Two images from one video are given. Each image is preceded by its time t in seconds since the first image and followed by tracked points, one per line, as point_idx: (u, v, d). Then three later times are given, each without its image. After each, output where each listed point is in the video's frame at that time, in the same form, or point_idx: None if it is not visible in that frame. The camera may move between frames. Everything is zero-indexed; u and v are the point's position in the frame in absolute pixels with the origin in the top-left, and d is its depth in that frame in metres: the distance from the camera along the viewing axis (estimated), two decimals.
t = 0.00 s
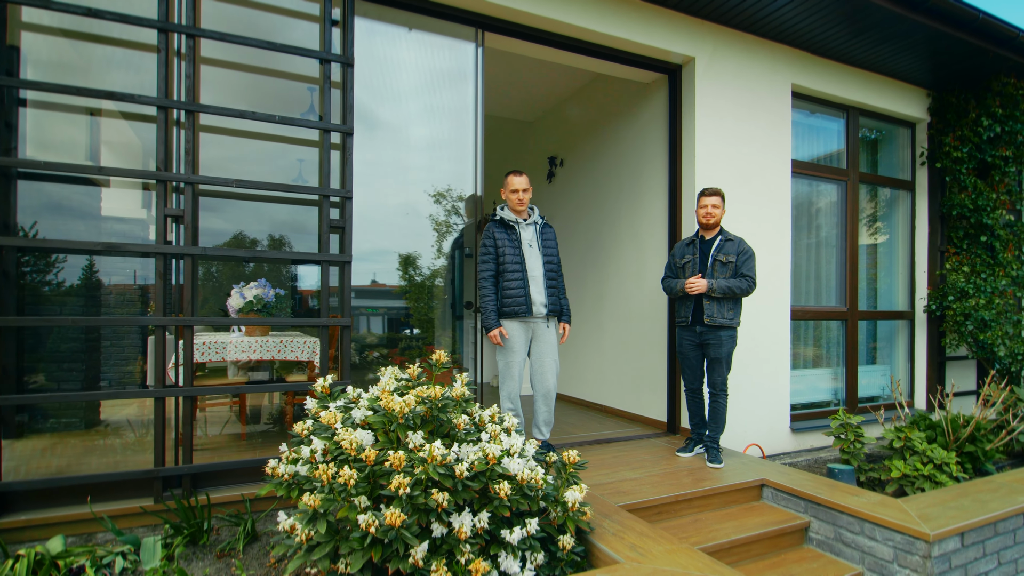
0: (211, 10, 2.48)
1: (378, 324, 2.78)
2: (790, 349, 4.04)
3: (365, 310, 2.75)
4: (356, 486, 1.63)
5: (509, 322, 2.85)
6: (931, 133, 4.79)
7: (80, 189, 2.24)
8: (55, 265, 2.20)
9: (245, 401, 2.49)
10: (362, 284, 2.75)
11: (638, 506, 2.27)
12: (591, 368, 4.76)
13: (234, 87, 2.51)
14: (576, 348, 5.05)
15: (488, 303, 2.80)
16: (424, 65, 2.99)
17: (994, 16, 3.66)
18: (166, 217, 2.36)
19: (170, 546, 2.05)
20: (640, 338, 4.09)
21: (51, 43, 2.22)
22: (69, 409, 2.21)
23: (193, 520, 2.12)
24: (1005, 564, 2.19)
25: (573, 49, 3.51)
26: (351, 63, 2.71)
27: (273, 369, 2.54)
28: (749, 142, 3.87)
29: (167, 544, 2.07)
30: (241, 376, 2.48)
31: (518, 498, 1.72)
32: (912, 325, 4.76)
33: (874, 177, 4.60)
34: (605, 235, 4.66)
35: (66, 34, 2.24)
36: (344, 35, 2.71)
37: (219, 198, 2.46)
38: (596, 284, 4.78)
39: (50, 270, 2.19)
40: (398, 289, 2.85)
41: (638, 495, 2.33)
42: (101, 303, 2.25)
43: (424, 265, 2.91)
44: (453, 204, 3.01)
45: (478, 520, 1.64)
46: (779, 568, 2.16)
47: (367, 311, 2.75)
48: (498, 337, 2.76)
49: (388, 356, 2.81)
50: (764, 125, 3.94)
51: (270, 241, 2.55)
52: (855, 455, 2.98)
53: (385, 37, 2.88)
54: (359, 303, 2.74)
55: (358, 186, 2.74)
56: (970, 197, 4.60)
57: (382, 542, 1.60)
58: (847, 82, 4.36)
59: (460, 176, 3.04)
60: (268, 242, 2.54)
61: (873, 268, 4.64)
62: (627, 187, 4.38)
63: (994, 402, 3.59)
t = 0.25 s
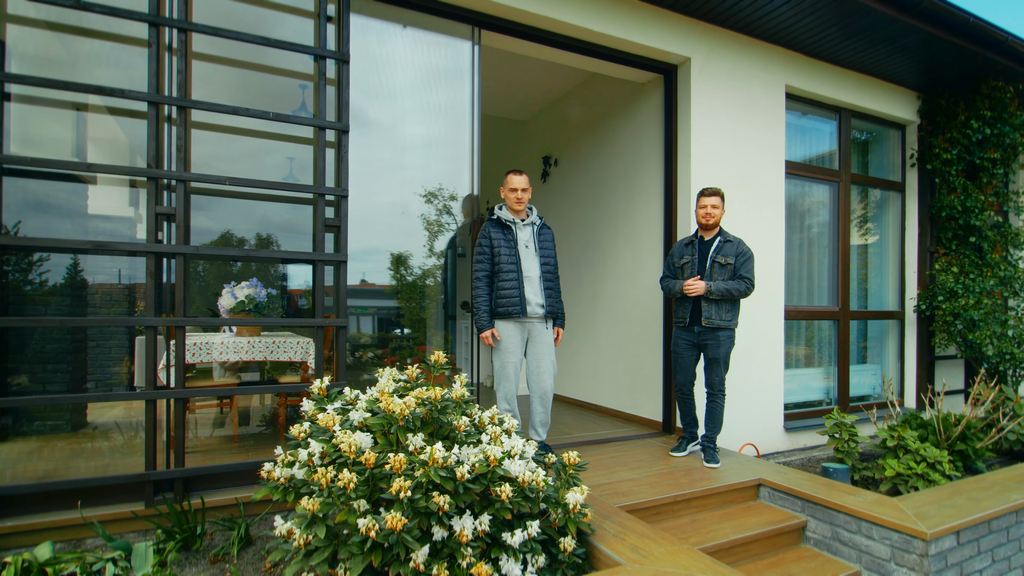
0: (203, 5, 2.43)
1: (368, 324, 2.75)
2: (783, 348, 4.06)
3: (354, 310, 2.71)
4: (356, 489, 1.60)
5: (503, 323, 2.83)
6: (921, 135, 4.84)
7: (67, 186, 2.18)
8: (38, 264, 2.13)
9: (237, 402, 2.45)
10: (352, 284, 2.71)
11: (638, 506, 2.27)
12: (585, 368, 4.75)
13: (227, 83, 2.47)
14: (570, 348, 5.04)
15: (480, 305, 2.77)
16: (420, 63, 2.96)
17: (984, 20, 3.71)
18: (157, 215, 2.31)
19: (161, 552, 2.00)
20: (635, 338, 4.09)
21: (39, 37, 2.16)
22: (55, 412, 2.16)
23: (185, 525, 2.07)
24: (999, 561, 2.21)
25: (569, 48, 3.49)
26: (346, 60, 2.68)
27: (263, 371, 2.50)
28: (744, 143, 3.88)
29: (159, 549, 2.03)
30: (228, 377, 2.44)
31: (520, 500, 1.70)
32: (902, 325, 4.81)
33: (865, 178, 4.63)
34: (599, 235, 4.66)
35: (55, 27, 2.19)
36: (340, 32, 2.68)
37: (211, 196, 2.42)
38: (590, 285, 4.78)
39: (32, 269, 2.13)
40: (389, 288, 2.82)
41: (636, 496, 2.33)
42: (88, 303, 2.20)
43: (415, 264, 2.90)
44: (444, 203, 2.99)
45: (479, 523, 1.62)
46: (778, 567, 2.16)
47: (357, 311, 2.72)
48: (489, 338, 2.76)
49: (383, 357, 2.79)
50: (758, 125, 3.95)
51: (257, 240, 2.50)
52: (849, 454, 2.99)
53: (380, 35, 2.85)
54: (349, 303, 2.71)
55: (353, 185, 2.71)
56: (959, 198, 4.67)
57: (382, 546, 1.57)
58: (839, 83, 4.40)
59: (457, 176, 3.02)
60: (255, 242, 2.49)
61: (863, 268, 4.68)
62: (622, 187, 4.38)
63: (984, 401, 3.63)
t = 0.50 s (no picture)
0: None
1: (354, 323, 2.68)
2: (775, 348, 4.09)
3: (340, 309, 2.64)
4: (357, 493, 1.58)
5: (498, 323, 2.80)
6: (908, 138, 4.91)
7: (53, 182, 2.13)
8: (16, 262, 2.07)
9: (229, 403, 2.39)
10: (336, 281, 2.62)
11: (636, 507, 2.27)
12: (579, 368, 4.76)
13: (220, 79, 2.42)
14: (563, 348, 5.04)
15: (478, 305, 2.75)
16: (416, 61, 2.93)
17: (971, 25, 3.77)
18: (149, 214, 2.26)
19: (154, 557, 1.96)
20: (629, 338, 4.10)
21: (26, 29, 2.11)
22: (38, 414, 2.09)
23: (178, 529, 2.03)
24: (990, 558, 2.24)
25: (565, 47, 3.49)
26: (343, 57, 2.64)
27: (251, 372, 2.45)
28: (737, 144, 3.91)
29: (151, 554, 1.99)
30: (209, 377, 2.37)
31: (521, 502, 1.68)
32: (890, 325, 4.88)
33: (853, 180, 4.68)
34: (593, 235, 4.66)
35: (42, 19, 2.13)
36: (335, 28, 2.64)
37: (204, 193, 2.37)
38: (583, 285, 4.79)
39: (9, 267, 2.06)
40: (377, 287, 2.75)
41: (634, 497, 2.33)
42: (72, 302, 2.15)
43: (403, 263, 2.83)
44: (433, 202, 2.94)
45: (481, 526, 1.60)
46: (775, 566, 2.18)
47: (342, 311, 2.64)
48: (483, 338, 2.75)
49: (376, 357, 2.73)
50: (751, 127, 3.98)
51: (242, 238, 2.43)
52: (842, 453, 3.02)
53: (376, 31, 2.82)
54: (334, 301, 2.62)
55: (349, 184, 2.68)
56: (945, 201, 4.75)
57: (383, 550, 1.55)
58: (830, 86, 4.44)
59: (453, 175, 2.99)
60: (239, 240, 2.43)
61: (852, 269, 4.73)
62: (615, 187, 4.39)
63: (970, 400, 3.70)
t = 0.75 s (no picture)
0: None
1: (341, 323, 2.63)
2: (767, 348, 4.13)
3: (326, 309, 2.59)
4: (359, 494, 1.57)
5: (498, 322, 2.80)
6: (896, 141, 4.99)
7: (43, 180, 2.08)
8: None
9: (220, 405, 2.34)
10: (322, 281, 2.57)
11: (634, 506, 2.28)
12: (572, 368, 4.78)
13: (215, 76, 2.39)
14: (557, 349, 5.05)
15: (479, 305, 2.74)
16: (413, 60, 2.91)
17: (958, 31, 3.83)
18: (143, 212, 2.22)
19: (148, 561, 1.93)
20: (623, 338, 4.12)
21: (17, 23, 2.07)
22: (23, 416, 2.04)
23: (173, 534, 2.00)
24: (981, 555, 2.28)
25: (560, 48, 3.49)
26: (339, 55, 2.62)
27: (244, 372, 2.42)
28: (730, 146, 3.94)
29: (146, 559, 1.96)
30: (191, 378, 2.32)
31: (523, 502, 1.68)
32: (878, 325, 4.95)
33: (843, 181, 4.75)
34: (587, 236, 4.68)
35: (33, 14, 2.10)
36: (332, 26, 2.62)
37: (198, 192, 2.34)
38: (577, 285, 4.80)
39: None
40: (367, 287, 2.71)
41: (632, 496, 2.33)
42: (58, 302, 2.10)
43: (392, 263, 2.79)
44: (422, 202, 2.89)
45: (484, 527, 1.60)
46: (772, 565, 2.20)
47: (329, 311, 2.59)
48: (487, 337, 2.72)
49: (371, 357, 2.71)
50: (743, 129, 4.02)
51: (226, 237, 2.38)
52: (834, 452, 3.06)
53: (373, 30, 2.80)
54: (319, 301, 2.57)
55: (345, 183, 2.66)
56: (932, 203, 4.83)
57: (385, 552, 1.54)
58: (820, 89, 4.50)
59: (449, 175, 2.98)
60: (223, 239, 2.37)
61: (841, 270, 4.79)
62: (609, 188, 4.40)
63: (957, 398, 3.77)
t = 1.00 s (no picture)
0: None
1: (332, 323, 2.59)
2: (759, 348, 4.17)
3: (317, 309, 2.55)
4: (362, 494, 1.56)
5: (497, 323, 2.80)
6: (885, 143, 5.07)
7: (35, 178, 2.05)
8: None
9: (212, 407, 2.34)
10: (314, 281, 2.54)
11: (633, 505, 2.29)
12: (567, 369, 4.79)
13: (211, 74, 2.37)
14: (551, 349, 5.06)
15: (478, 306, 2.73)
16: (410, 60, 2.91)
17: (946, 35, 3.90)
18: (138, 211, 2.21)
19: (145, 564, 1.90)
20: (617, 338, 4.14)
21: (10, 19, 2.05)
22: (12, 418, 2.00)
23: (171, 535, 1.98)
24: (972, 550, 2.32)
25: (556, 49, 3.51)
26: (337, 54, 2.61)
27: (239, 372, 2.41)
28: (724, 147, 3.98)
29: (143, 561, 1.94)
30: (178, 380, 2.28)
31: (525, 502, 1.68)
32: (867, 325, 5.01)
33: (833, 183, 4.81)
34: (581, 236, 4.69)
35: (27, 10, 2.07)
36: (330, 25, 2.62)
37: (194, 190, 2.32)
38: (571, 285, 4.82)
39: None
40: (357, 288, 2.68)
41: (630, 495, 2.35)
42: (46, 302, 2.07)
43: (383, 264, 2.76)
44: (413, 202, 2.88)
45: (487, 526, 1.60)
46: (768, 562, 2.22)
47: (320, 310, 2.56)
48: (486, 338, 2.72)
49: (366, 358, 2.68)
50: (736, 130, 4.06)
51: (212, 236, 2.34)
52: (826, 450, 3.10)
53: (370, 29, 2.79)
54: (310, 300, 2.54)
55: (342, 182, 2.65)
56: (920, 205, 4.91)
57: (388, 552, 1.53)
58: (811, 92, 4.56)
59: (446, 176, 2.98)
60: (209, 238, 2.33)
61: (831, 270, 4.85)
62: (603, 188, 4.43)
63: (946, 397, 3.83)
